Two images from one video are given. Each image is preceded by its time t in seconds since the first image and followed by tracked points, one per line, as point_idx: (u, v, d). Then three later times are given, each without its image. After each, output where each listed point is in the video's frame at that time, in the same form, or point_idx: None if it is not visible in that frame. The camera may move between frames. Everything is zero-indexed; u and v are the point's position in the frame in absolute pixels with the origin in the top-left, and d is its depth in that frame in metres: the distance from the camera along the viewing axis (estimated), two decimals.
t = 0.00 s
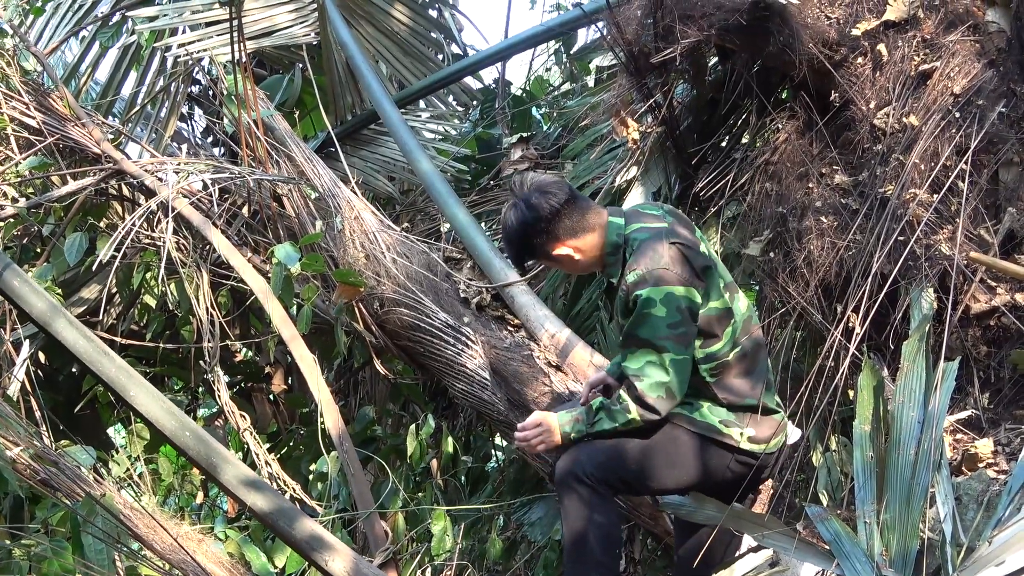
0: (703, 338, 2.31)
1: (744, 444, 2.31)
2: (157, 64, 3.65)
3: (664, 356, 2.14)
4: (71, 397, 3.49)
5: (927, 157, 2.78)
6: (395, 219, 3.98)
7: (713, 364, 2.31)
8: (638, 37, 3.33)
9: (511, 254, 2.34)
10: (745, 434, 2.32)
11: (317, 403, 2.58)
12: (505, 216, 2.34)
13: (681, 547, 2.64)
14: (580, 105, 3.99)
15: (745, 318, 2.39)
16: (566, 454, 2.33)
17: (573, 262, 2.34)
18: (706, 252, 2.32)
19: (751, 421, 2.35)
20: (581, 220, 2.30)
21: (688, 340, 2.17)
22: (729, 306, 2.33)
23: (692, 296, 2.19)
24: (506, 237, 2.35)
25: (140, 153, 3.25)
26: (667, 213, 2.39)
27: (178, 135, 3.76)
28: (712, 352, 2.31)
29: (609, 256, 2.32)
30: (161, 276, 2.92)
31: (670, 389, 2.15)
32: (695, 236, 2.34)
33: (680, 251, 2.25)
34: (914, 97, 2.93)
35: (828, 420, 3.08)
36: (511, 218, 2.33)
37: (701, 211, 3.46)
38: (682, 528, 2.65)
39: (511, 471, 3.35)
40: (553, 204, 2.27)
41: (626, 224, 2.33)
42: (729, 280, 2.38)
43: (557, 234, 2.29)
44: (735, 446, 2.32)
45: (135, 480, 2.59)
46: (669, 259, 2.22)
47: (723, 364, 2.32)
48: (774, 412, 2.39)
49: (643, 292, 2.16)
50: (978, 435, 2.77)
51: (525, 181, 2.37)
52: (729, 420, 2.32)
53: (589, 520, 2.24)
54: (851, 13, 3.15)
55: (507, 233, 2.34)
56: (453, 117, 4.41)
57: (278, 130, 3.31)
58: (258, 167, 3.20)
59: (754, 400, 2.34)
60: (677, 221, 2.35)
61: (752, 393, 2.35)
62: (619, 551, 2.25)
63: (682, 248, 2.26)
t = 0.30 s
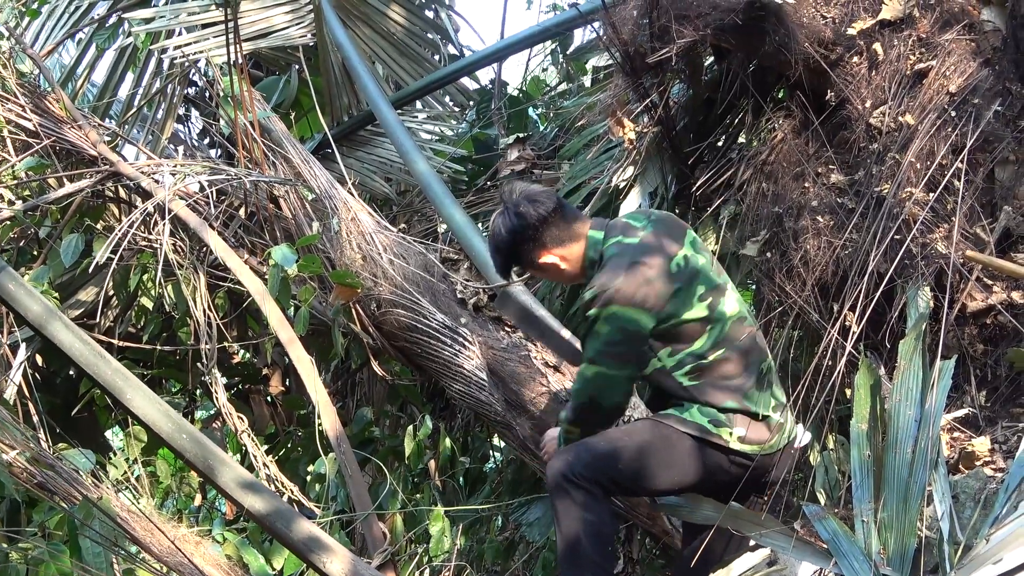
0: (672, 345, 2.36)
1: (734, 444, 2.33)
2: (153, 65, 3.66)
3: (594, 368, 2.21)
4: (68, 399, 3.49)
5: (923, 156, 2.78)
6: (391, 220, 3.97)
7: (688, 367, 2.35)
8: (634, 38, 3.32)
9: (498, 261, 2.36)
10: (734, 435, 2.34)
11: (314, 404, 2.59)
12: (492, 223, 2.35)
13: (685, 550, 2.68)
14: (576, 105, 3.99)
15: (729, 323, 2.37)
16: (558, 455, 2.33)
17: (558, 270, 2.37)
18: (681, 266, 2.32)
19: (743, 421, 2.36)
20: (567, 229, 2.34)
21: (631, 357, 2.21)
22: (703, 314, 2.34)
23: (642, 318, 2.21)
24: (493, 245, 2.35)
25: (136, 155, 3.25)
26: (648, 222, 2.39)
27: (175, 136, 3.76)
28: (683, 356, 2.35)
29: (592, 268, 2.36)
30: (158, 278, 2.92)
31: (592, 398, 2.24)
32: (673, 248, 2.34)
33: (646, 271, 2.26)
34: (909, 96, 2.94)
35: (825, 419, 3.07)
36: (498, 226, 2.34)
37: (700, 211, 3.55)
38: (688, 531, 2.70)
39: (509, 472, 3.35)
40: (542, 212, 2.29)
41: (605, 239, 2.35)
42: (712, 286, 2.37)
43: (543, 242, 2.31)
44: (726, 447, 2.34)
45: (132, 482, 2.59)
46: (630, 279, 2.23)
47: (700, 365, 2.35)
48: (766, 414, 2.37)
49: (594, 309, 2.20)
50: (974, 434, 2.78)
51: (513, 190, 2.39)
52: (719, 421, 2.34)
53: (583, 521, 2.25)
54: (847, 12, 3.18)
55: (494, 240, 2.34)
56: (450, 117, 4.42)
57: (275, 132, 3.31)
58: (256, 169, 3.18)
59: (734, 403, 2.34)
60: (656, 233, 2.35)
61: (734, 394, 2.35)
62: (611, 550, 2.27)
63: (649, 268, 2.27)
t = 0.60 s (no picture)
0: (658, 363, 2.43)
1: (721, 450, 2.32)
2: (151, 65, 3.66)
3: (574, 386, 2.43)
4: (65, 398, 3.48)
5: (921, 158, 2.78)
6: (389, 220, 3.98)
7: (672, 379, 2.41)
8: (632, 38, 3.32)
9: (490, 288, 2.48)
10: (721, 440, 2.32)
11: (312, 403, 2.59)
12: (482, 254, 2.46)
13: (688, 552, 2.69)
14: (575, 105, 4.00)
15: (712, 338, 2.37)
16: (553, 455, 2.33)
17: (548, 295, 2.48)
18: (655, 292, 2.37)
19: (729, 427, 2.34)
20: (554, 255, 2.44)
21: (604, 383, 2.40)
22: (678, 335, 2.36)
23: (611, 353, 2.34)
24: (485, 274, 2.47)
25: (134, 154, 3.25)
26: (626, 247, 2.45)
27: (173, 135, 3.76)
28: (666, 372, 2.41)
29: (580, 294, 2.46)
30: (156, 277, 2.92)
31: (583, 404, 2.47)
32: (647, 274, 2.39)
33: (612, 310, 2.33)
34: (908, 98, 2.94)
35: (822, 420, 3.07)
36: (488, 257, 2.45)
37: (698, 212, 3.56)
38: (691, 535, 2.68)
39: (506, 472, 3.35)
40: (529, 239, 2.40)
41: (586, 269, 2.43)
42: (692, 302, 2.39)
43: (531, 269, 2.42)
44: (714, 452, 2.33)
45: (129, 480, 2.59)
46: (597, 316, 2.33)
47: (683, 376, 2.39)
48: (754, 420, 2.34)
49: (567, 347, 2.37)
50: (972, 436, 2.78)
51: (500, 219, 2.49)
52: (707, 426, 2.34)
53: (579, 522, 2.26)
54: (846, 14, 3.16)
55: (485, 269, 2.45)
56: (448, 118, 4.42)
57: (273, 131, 3.30)
58: (254, 168, 3.19)
59: (716, 410, 2.34)
60: (632, 260, 2.41)
61: (717, 402, 2.35)
62: (606, 549, 2.27)
63: (618, 301, 2.34)
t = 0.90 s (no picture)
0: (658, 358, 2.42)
1: (724, 447, 2.31)
2: (149, 65, 3.65)
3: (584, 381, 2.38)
4: (62, 398, 3.48)
5: (919, 159, 2.78)
6: (388, 221, 3.98)
7: (673, 376, 2.40)
8: (631, 39, 3.31)
9: (490, 271, 2.43)
10: (723, 437, 2.32)
11: (309, 403, 2.58)
12: (483, 234, 2.41)
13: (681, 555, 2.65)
14: (573, 106, 4.00)
15: (714, 335, 2.37)
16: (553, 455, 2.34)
17: (548, 280, 2.45)
18: (662, 284, 2.36)
19: (731, 424, 2.34)
20: (557, 240, 2.42)
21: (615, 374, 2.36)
22: (683, 330, 2.36)
23: (619, 341, 2.30)
24: (486, 255, 2.41)
25: (133, 154, 3.25)
26: (632, 237, 2.44)
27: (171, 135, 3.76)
28: (667, 366, 2.40)
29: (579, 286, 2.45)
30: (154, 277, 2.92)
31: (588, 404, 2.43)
32: (653, 267, 2.38)
33: (620, 298, 2.32)
34: (906, 100, 2.93)
35: (821, 422, 3.08)
36: (489, 238, 2.40)
37: (695, 214, 3.57)
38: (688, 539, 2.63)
39: (504, 473, 3.35)
40: (533, 223, 2.37)
41: (591, 256, 2.42)
42: (697, 298, 2.39)
43: (534, 253, 2.38)
44: (716, 450, 2.32)
45: (126, 481, 2.59)
46: (605, 303, 2.32)
47: (683, 371, 2.38)
48: (754, 418, 2.35)
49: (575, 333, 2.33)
50: (969, 437, 2.78)
51: (505, 201, 2.46)
52: (709, 424, 2.33)
53: (578, 523, 2.25)
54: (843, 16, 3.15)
55: (487, 251, 2.40)
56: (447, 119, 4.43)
57: (271, 131, 3.29)
58: (252, 168, 3.20)
59: (716, 408, 2.34)
60: (638, 251, 2.40)
61: (717, 400, 2.35)
62: (605, 549, 2.26)
63: (626, 289, 2.33)
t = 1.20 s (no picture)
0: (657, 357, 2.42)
1: (726, 445, 2.31)
2: (147, 66, 3.65)
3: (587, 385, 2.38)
4: (60, 400, 3.48)
5: (917, 160, 2.79)
6: (386, 222, 3.98)
7: (671, 376, 2.40)
8: (628, 41, 3.32)
9: (480, 280, 2.45)
10: (725, 435, 2.32)
11: (307, 405, 2.57)
12: (472, 244, 2.44)
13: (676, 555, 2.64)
14: (571, 108, 4.01)
15: (712, 332, 2.37)
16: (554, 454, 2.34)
17: (541, 287, 2.45)
18: (658, 281, 2.37)
19: (731, 423, 2.34)
20: (547, 247, 2.41)
21: (619, 376, 2.35)
22: (682, 328, 2.36)
23: (623, 338, 2.30)
24: (476, 266, 2.44)
25: (131, 155, 3.25)
26: (624, 237, 2.44)
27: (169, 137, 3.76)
28: (664, 367, 2.40)
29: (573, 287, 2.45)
30: (153, 278, 2.92)
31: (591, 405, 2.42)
32: (648, 266, 2.38)
33: (620, 294, 2.33)
34: (904, 101, 2.94)
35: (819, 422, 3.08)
36: (478, 248, 2.42)
37: (693, 214, 3.55)
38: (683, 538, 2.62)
39: (502, 474, 3.35)
40: (521, 231, 2.37)
41: (584, 259, 2.42)
42: (692, 295, 2.39)
43: (523, 261, 2.39)
44: (718, 448, 2.32)
45: (124, 483, 2.59)
46: (605, 301, 2.32)
47: (682, 371, 2.38)
48: (754, 415, 2.36)
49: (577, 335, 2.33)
50: (968, 438, 2.78)
51: (492, 211, 2.46)
52: (710, 422, 2.33)
53: (578, 523, 2.24)
54: (841, 16, 3.16)
55: (476, 260, 2.43)
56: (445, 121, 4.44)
57: (269, 133, 3.31)
58: (250, 170, 3.20)
59: (718, 407, 2.33)
60: (632, 250, 2.40)
61: (717, 399, 2.35)
62: (606, 550, 2.26)
63: (624, 286, 2.34)
